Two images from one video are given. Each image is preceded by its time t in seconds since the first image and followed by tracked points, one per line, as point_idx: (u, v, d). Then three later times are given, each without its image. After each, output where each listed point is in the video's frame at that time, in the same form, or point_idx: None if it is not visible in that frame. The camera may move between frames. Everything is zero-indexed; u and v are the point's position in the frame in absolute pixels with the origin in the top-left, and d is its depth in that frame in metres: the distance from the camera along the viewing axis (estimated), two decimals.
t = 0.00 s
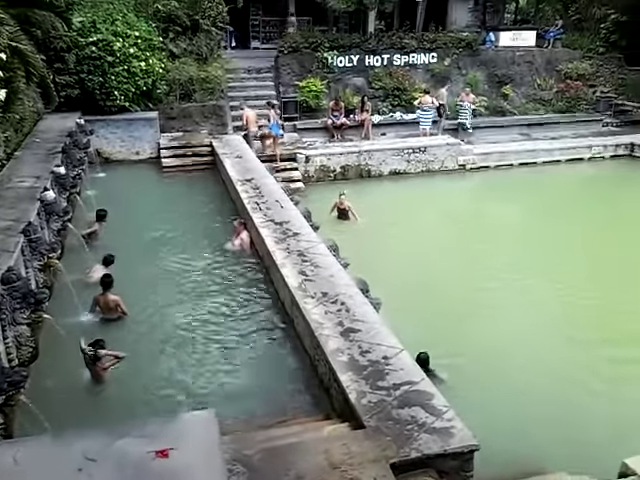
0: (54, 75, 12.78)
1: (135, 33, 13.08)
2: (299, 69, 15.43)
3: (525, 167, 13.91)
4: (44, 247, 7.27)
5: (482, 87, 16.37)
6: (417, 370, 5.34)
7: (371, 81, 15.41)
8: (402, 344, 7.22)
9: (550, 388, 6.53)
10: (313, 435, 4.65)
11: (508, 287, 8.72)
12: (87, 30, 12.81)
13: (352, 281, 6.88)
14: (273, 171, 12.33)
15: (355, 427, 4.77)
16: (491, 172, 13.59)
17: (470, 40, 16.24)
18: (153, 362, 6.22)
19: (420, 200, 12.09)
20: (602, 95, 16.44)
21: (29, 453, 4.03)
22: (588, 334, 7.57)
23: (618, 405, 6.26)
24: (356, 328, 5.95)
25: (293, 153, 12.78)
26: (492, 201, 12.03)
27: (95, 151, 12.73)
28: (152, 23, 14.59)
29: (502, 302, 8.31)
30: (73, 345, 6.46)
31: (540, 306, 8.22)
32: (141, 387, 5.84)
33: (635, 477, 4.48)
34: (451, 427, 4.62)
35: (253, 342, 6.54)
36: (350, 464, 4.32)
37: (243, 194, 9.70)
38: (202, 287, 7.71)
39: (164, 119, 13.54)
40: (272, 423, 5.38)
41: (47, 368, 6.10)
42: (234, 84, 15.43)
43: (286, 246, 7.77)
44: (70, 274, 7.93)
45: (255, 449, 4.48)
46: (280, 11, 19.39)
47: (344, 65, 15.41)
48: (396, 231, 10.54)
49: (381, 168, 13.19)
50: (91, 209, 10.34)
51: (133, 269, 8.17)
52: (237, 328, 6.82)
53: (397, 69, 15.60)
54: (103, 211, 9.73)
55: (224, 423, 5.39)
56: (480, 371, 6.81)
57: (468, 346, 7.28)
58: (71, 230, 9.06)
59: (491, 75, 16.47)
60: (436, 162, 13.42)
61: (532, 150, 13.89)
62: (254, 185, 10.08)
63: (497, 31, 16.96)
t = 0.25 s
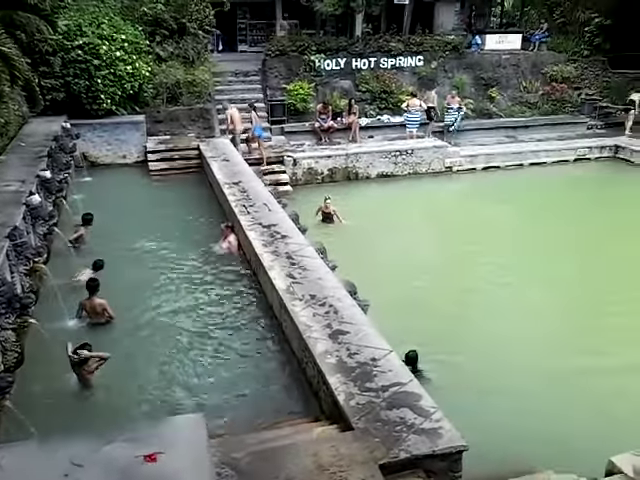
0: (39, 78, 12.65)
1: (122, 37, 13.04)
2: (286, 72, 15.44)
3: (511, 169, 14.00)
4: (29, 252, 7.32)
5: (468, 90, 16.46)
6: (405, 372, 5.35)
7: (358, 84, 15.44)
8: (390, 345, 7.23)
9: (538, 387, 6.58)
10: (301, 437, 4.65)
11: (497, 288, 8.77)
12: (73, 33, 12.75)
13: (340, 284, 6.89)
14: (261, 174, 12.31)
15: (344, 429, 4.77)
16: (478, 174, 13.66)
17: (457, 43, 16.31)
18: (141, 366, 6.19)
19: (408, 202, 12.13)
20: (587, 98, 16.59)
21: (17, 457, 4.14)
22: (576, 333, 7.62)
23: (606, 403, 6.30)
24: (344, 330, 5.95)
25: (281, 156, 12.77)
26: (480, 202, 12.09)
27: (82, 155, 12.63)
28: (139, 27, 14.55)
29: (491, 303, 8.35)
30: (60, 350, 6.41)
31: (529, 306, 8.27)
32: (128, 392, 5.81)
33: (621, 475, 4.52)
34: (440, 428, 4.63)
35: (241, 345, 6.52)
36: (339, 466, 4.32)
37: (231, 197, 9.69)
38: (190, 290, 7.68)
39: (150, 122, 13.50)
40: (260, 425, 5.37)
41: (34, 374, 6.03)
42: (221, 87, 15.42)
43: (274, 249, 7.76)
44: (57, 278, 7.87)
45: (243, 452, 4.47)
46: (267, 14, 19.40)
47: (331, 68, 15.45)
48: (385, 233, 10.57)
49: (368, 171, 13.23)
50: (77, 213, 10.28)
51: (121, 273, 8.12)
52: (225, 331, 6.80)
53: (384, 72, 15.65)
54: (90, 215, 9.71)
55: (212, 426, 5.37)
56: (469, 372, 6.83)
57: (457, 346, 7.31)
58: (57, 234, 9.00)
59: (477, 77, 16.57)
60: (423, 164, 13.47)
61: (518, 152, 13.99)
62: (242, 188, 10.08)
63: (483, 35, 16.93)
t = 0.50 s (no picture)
0: (29, 81, 12.58)
1: (112, 39, 13.00)
2: (277, 75, 15.48)
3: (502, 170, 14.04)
4: (19, 256, 7.30)
5: (458, 92, 16.53)
6: (398, 373, 5.36)
7: (350, 86, 15.44)
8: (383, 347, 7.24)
9: (532, 388, 6.60)
10: (294, 440, 4.64)
11: (489, 289, 8.79)
12: (63, 36, 12.70)
13: (332, 286, 6.89)
14: (253, 177, 12.30)
15: (336, 431, 4.77)
16: (469, 176, 13.70)
17: (447, 46, 16.38)
18: (132, 369, 6.16)
19: (399, 204, 12.16)
20: (577, 99, 16.68)
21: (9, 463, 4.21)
22: (568, 334, 7.65)
23: (600, 404, 6.33)
24: (336, 332, 5.96)
25: (272, 158, 12.76)
26: (473, 203, 12.13)
27: (72, 158, 12.59)
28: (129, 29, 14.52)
29: (484, 304, 8.37)
30: (50, 353, 6.39)
31: (522, 308, 8.29)
32: (120, 396, 5.78)
33: (611, 474, 4.54)
34: (432, 429, 4.64)
35: (234, 348, 6.51)
36: (332, 468, 4.32)
37: (222, 200, 9.67)
38: (182, 293, 7.66)
39: (141, 125, 13.47)
40: (253, 428, 5.36)
41: (24, 377, 6.02)
42: (212, 90, 15.41)
43: (266, 251, 7.76)
44: (47, 282, 7.83)
45: (236, 455, 4.44)
46: (258, 17, 19.42)
47: (322, 71, 15.45)
48: (377, 235, 10.58)
49: (360, 173, 13.25)
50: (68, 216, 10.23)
51: (112, 277, 8.09)
52: (217, 334, 6.78)
53: (375, 74, 15.68)
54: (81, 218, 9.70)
55: (205, 429, 5.35)
56: (462, 373, 6.84)
57: (451, 348, 7.33)
58: (47, 238, 8.94)
59: (467, 79, 16.63)
60: (415, 166, 13.49)
61: (508, 154, 14.05)
62: (233, 190, 10.07)
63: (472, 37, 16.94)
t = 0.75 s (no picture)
0: (14, 80, 12.42)
1: (98, 38, 12.91)
2: (264, 75, 15.44)
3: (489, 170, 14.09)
4: (4, 256, 7.17)
5: (446, 92, 16.59)
6: (385, 372, 5.37)
7: (337, 86, 15.46)
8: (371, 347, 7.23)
9: (519, 386, 6.62)
10: (282, 439, 4.64)
11: (477, 288, 8.81)
12: (49, 35, 12.62)
13: (320, 286, 6.89)
14: (240, 176, 12.27)
15: (324, 430, 4.77)
16: (456, 176, 13.74)
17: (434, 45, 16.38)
18: (119, 370, 6.13)
19: (387, 203, 12.17)
20: (563, 99, 16.80)
21: None
22: (557, 333, 7.68)
23: (589, 403, 6.35)
24: (324, 331, 5.96)
25: (260, 158, 12.74)
26: (461, 203, 12.16)
27: (59, 158, 12.50)
28: (116, 29, 14.45)
29: (473, 303, 8.41)
30: (36, 354, 6.34)
31: (511, 307, 8.33)
32: (107, 397, 5.76)
33: (597, 470, 4.58)
34: (420, 428, 4.65)
35: (221, 348, 6.49)
36: (320, 467, 4.32)
37: (210, 199, 9.65)
38: (170, 293, 7.63)
39: (128, 125, 13.41)
40: (241, 427, 5.35)
41: (10, 378, 5.98)
42: (200, 89, 15.37)
43: (254, 251, 7.75)
44: (33, 283, 7.77)
45: (224, 455, 4.44)
46: (245, 17, 19.38)
47: (310, 70, 15.51)
48: (366, 235, 10.60)
49: (347, 173, 13.26)
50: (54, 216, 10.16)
51: (99, 276, 8.05)
52: (205, 333, 6.77)
53: (363, 74, 15.71)
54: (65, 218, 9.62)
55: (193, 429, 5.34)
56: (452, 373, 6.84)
57: (439, 346, 7.36)
58: (33, 238, 8.87)
59: (455, 79, 16.71)
60: (402, 166, 13.52)
61: (495, 153, 14.11)
62: (221, 190, 10.04)
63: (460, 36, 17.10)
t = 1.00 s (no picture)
0: None
1: (85, 40, 12.84)
2: (252, 76, 15.42)
3: (476, 172, 14.14)
4: None
5: (433, 94, 16.62)
6: (374, 374, 5.37)
7: (325, 88, 15.46)
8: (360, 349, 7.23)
9: (508, 387, 6.66)
10: (271, 442, 4.64)
11: (466, 290, 8.84)
12: (34, 36, 12.52)
13: (308, 288, 6.89)
14: (228, 178, 12.24)
15: (313, 432, 4.78)
16: (443, 177, 13.79)
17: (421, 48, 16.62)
18: (107, 373, 6.10)
19: (375, 205, 12.19)
20: (549, 101, 16.90)
21: None
22: (545, 334, 7.72)
23: (578, 405, 6.38)
24: (313, 333, 5.96)
25: (248, 160, 12.72)
26: (449, 204, 12.21)
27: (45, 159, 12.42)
28: (103, 30, 14.37)
29: (462, 304, 8.44)
30: (22, 357, 6.29)
31: (499, 308, 8.37)
32: (94, 400, 5.73)
33: (584, 470, 4.61)
34: (408, 429, 4.66)
35: (209, 350, 6.47)
36: (309, 469, 4.32)
37: (197, 201, 9.62)
38: (157, 296, 7.60)
39: (115, 126, 13.35)
40: (229, 430, 5.33)
41: None
42: (187, 91, 15.32)
43: (242, 253, 7.73)
44: (19, 286, 7.71)
45: (212, 458, 4.43)
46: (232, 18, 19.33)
47: (297, 72, 15.47)
48: (354, 236, 10.62)
49: (336, 174, 13.27)
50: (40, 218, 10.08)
51: (85, 279, 8.00)
52: (193, 336, 6.75)
53: (350, 76, 15.73)
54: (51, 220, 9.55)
55: (181, 432, 5.32)
56: (442, 375, 6.85)
57: (428, 347, 7.38)
58: (19, 241, 8.79)
59: (442, 82, 16.76)
60: (390, 167, 13.55)
61: (482, 155, 14.17)
62: (209, 191, 10.01)
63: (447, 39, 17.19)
